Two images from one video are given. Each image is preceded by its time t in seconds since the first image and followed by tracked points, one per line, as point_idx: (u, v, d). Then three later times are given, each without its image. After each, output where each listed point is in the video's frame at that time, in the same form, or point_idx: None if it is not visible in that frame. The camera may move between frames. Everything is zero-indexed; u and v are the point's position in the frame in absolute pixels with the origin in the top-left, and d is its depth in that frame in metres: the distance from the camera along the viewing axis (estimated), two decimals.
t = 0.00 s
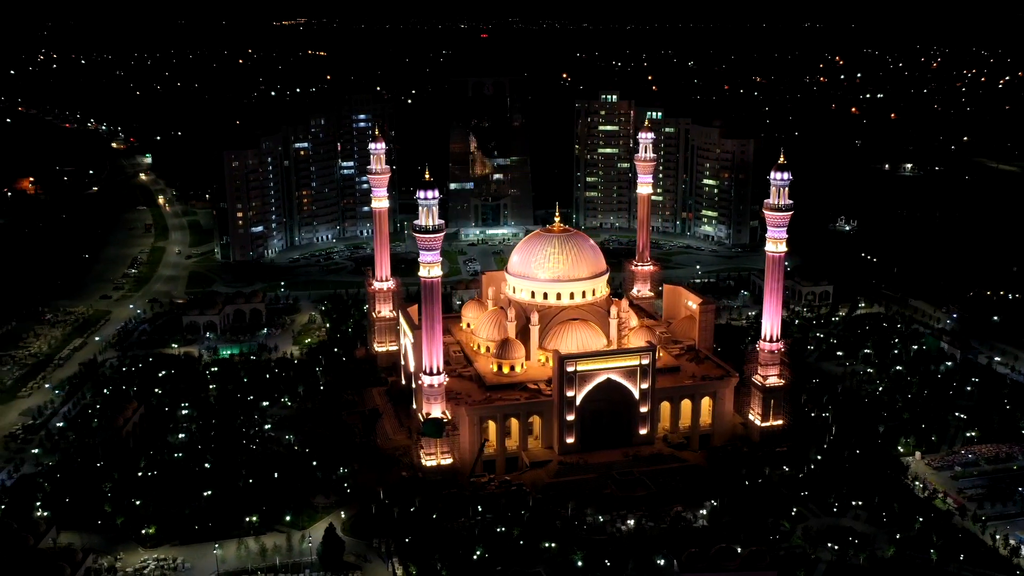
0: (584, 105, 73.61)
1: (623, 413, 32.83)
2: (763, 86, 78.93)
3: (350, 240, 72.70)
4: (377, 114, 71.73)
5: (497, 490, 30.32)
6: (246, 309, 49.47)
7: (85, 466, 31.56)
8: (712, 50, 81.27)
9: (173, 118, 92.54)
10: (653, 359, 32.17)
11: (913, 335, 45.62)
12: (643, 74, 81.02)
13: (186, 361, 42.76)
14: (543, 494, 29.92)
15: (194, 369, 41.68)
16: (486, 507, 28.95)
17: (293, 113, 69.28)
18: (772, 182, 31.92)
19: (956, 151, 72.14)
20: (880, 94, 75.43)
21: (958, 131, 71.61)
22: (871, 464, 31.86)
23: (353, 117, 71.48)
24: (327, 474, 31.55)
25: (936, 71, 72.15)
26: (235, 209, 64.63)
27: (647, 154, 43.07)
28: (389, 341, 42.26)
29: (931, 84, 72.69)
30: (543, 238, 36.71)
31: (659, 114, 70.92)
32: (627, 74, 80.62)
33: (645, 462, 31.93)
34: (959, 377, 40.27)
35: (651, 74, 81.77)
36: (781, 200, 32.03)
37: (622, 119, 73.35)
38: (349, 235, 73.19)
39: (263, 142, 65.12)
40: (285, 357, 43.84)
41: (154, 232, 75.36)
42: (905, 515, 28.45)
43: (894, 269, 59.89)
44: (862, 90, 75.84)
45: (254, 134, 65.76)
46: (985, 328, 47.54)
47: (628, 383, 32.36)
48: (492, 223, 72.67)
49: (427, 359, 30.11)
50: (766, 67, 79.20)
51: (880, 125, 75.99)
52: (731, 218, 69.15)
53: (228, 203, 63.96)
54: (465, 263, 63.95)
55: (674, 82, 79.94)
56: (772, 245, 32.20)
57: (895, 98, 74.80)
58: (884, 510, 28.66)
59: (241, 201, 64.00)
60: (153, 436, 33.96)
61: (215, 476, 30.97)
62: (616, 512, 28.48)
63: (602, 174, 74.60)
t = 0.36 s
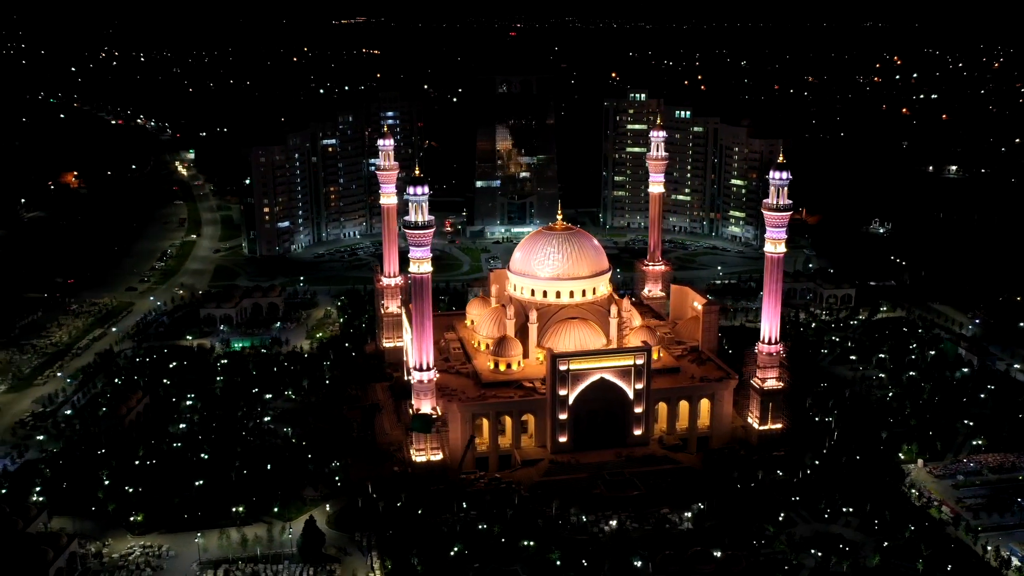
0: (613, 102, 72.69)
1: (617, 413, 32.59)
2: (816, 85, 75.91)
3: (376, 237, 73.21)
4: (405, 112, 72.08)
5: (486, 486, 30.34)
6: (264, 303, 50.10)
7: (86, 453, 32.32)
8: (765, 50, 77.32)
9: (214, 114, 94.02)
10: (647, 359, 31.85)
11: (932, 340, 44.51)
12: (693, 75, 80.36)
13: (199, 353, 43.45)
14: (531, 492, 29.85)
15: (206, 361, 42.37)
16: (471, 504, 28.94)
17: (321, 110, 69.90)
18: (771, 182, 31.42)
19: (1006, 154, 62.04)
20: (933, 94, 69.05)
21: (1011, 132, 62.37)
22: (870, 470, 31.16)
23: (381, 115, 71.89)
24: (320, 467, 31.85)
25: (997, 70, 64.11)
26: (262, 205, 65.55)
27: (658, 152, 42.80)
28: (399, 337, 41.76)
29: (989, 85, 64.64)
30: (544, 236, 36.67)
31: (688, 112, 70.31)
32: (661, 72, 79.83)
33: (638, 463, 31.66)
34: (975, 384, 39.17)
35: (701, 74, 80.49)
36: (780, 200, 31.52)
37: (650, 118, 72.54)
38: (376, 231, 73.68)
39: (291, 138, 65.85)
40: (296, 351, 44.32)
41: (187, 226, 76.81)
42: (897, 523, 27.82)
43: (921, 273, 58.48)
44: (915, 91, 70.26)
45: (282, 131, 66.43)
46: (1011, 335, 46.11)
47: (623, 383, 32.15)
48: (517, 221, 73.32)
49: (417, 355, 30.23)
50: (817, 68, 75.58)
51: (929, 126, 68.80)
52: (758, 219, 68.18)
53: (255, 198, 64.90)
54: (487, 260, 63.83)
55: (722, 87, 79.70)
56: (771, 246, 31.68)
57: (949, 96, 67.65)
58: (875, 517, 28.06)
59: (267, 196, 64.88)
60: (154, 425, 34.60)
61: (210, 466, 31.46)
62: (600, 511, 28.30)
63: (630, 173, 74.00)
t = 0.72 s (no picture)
0: (640, 102, 72.18)
1: (610, 414, 32.36)
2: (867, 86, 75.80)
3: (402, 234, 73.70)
4: (433, 110, 72.47)
5: (473, 484, 30.34)
6: (280, 298, 50.79)
7: (87, 441, 33.05)
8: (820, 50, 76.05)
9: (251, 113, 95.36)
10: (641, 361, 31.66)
11: (949, 347, 43.50)
12: (743, 75, 78.55)
13: (211, 345, 44.16)
14: (517, 491, 29.77)
15: (216, 353, 43.06)
16: (455, 502, 28.96)
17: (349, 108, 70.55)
18: (768, 184, 31.04)
19: None
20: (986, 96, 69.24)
21: None
22: (867, 477, 30.51)
23: (407, 112, 72.18)
24: (311, 461, 32.16)
25: None
26: (287, 201, 66.43)
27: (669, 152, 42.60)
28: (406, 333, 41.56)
29: None
30: (543, 235, 36.47)
31: (715, 112, 69.59)
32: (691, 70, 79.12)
33: (629, 465, 31.40)
34: (988, 392, 38.17)
35: (751, 75, 78.59)
36: (777, 201, 31.16)
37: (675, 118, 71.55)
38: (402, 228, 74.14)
39: (317, 136, 66.75)
40: (305, 345, 44.82)
41: (218, 222, 78.12)
42: (887, 532, 27.19)
43: (948, 278, 57.19)
44: (971, 91, 70.18)
45: (308, 128, 67.36)
46: None
47: (616, 384, 31.95)
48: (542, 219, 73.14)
49: (407, 351, 30.33)
50: (870, 67, 75.45)
51: (980, 128, 69.25)
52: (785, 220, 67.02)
53: (279, 194, 65.79)
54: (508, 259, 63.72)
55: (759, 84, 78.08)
56: (768, 247, 31.28)
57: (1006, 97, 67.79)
58: (864, 526, 27.48)
59: (292, 192, 65.73)
60: (156, 416, 35.24)
61: (204, 458, 31.95)
62: (584, 512, 28.11)
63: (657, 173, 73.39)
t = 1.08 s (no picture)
0: (667, 101, 71.46)
1: (602, 415, 32.24)
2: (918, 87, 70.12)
3: (426, 232, 74.02)
4: (458, 108, 72.61)
5: (460, 483, 30.46)
6: (295, 295, 51.36)
7: (90, 432, 33.83)
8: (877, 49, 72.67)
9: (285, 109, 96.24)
10: (632, 362, 31.45)
11: (965, 354, 42.48)
12: (791, 75, 74.98)
13: (223, 339, 44.86)
14: (503, 491, 29.81)
15: (226, 347, 43.74)
16: (439, 500, 29.08)
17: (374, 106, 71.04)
18: (763, 186, 30.67)
19: None
20: None
21: None
22: (861, 485, 29.92)
23: (433, 111, 72.62)
24: (304, 455, 32.53)
25: None
26: (311, 198, 67.13)
27: (677, 153, 42.28)
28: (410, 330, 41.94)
29: None
30: (543, 235, 36.38)
31: (742, 113, 68.78)
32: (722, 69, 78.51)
33: (619, 467, 31.25)
34: (999, 402, 37.16)
35: (798, 74, 74.71)
36: (771, 203, 30.69)
37: (703, 118, 70.94)
38: (427, 226, 74.44)
39: (342, 134, 67.51)
40: (314, 341, 45.28)
41: (248, 218, 79.17)
42: (872, 542, 26.72)
43: (973, 283, 55.90)
44: None
45: (333, 126, 68.12)
46: None
47: (608, 386, 31.80)
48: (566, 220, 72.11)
49: (397, 350, 30.51)
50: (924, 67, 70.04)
51: None
52: (811, 223, 65.62)
53: (304, 192, 66.55)
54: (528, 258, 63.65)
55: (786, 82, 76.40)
56: (761, 251, 30.85)
57: None
58: (850, 534, 27.03)
59: (316, 189, 66.45)
60: (159, 409, 35.92)
61: (200, 451, 32.51)
62: (566, 514, 28.07)
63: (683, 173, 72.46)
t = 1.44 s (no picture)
0: (692, 103, 70.42)
1: (592, 417, 32.05)
2: (972, 88, 69.94)
3: (450, 232, 74.40)
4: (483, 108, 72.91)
5: (446, 482, 30.52)
6: (311, 292, 51.99)
7: (92, 423, 34.59)
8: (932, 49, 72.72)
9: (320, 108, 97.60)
10: (622, 364, 31.24)
11: (979, 362, 41.54)
12: (842, 76, 76.04)
13: (234, 335, 45.58)
14: (487, 491, 29.79)
15: (236, 342, 44.42)
16: (422, 498, 29.15)
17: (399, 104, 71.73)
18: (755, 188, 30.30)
19: None
20: None
21: None
22: (853, 494, 29.37)
23: (458, 109, 72.86)
24: (296, 451, 32.88)
25: None
26: (335, 196, 67.92)
27: (687, 155, 41.80)
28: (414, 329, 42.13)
29: None
30: (542, 236, 36.36)
31: (768, 114, 68.06)
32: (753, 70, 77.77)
33: (607, 470, 31.04)
34: (1008, 411, 36.27)
35: (850, 75, 75.99)
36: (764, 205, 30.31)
37: (730, 119, 70.09)
38: (452, 225, 74.84)
39: (367, 133, 68.17)
40: (323, 338, 45.77)
41: (277, 215, 80.31)
42: (855, 552, 26.23)
43: (998, 289, 54.61)
44: None
45: (358, 125, 68.84)
46: None
47: (598, 388, 31.63)
48: (589, 220, 71.66)
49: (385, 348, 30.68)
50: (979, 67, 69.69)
51: None
52: (837, 227, 64.14)
53: (327, 190, 67.25)
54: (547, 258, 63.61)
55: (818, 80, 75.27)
56: (756, 253, 30.34)
57: None
58: (834, 544, 26.57)
59: (339, 187, 67.13)
60: (160, 402, 36.58)
61: (195, 444, 33.05)
62: (546, 515, 27.97)
63: (708, 174, 71.57)
